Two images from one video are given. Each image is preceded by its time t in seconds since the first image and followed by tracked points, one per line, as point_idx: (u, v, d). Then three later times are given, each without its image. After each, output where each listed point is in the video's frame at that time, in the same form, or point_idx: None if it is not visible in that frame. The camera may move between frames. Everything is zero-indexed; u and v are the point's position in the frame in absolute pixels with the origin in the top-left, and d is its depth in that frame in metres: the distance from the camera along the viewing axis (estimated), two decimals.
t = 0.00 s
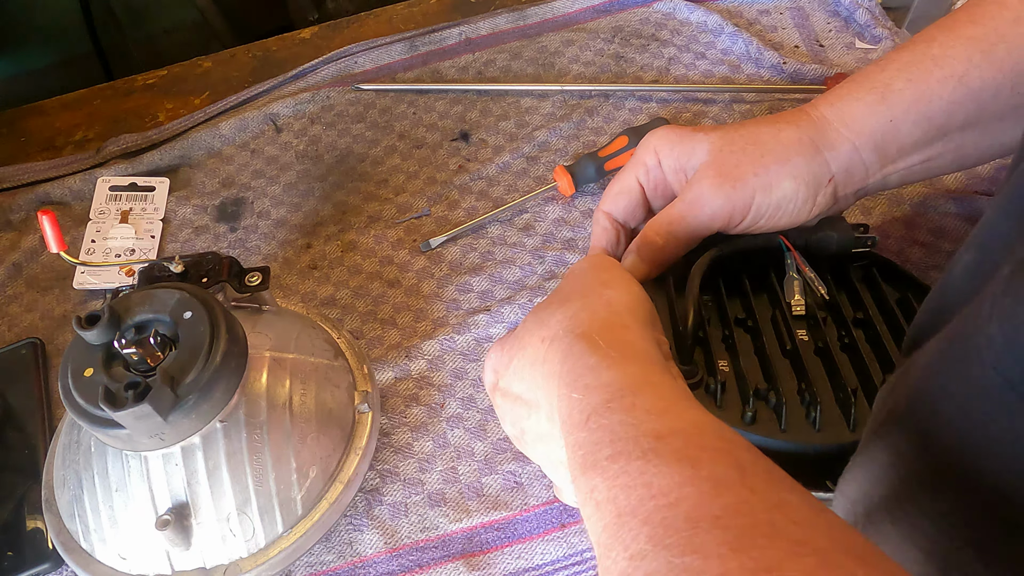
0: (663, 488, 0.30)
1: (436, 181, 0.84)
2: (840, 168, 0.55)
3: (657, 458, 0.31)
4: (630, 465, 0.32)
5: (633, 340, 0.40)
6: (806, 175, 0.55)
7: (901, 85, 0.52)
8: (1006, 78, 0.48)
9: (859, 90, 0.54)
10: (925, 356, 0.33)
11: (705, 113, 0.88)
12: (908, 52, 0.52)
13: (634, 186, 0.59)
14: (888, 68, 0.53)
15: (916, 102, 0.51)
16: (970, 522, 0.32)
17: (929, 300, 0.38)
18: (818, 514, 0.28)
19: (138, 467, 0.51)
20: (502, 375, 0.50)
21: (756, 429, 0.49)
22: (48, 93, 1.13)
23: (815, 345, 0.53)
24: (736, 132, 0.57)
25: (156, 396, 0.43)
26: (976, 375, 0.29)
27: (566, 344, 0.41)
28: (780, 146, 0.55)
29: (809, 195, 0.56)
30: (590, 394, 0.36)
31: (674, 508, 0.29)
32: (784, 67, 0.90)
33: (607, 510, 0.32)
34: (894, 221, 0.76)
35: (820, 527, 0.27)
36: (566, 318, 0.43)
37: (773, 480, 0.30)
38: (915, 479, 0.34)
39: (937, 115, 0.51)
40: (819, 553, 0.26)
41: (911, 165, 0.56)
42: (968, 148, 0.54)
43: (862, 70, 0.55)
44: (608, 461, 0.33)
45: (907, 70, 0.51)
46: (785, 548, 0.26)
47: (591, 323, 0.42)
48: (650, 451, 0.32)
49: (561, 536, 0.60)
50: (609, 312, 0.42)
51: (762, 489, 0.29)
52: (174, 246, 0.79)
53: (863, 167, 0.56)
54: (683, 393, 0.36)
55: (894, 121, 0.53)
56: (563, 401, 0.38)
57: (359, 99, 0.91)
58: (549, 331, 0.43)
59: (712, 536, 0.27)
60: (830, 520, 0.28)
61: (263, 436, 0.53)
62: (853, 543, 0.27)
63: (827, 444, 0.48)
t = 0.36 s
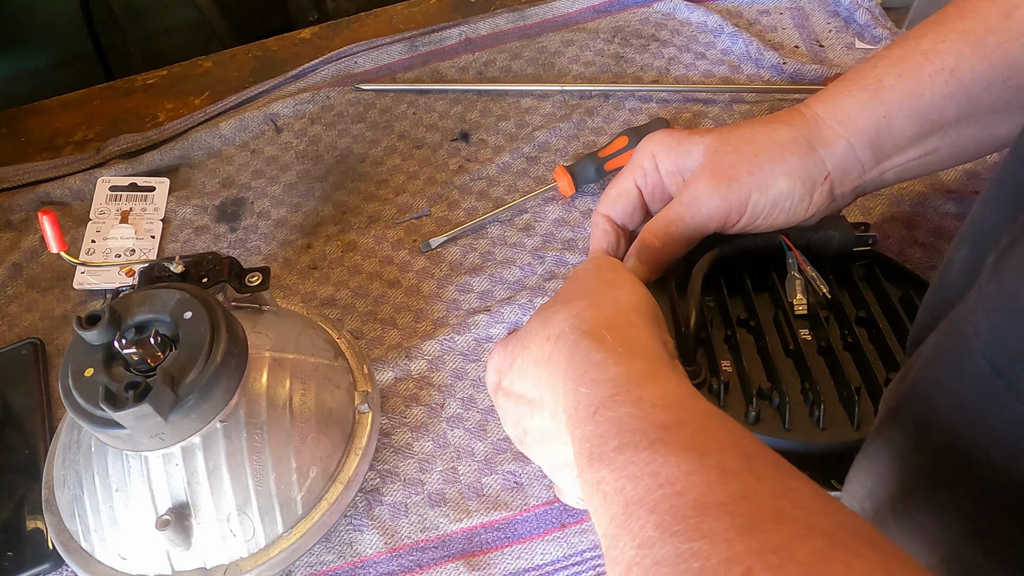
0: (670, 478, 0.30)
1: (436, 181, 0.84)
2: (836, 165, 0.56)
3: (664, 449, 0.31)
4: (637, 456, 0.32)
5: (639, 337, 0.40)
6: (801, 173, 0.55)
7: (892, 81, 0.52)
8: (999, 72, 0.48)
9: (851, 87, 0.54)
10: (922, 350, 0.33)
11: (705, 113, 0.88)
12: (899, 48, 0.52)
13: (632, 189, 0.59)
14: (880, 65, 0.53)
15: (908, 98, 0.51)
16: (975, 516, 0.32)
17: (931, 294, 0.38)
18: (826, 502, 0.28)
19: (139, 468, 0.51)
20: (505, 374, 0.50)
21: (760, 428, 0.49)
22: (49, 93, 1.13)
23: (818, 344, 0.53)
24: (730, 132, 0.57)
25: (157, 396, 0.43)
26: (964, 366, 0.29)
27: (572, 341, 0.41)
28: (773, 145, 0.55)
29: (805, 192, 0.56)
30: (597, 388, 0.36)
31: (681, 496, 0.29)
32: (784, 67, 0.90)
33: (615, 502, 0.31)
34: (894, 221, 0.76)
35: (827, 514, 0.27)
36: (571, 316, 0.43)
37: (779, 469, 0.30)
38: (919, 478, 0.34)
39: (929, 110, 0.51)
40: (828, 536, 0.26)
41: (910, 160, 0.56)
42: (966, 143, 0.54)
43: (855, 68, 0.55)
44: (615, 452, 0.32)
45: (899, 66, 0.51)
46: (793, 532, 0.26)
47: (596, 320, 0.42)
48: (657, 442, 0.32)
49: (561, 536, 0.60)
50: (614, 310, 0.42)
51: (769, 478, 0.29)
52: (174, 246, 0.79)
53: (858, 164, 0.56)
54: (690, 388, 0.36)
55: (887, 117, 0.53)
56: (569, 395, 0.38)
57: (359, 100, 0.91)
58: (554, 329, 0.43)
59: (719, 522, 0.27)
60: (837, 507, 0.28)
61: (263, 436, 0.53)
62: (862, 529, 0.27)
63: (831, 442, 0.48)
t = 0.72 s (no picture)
0: (681, 489, 0.30)
1: (436, 181, 0.84)
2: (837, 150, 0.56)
3: (675, 459, 0.31)
4: (648, 466, 0.31)
5: (647, 344, 0.40)
6: (801, 158, 0.56)
7: (893, 69, 0.51)
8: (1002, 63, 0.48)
9: (853, 75, 0.54)
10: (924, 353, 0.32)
11: (705, 113, 0.88)
12: (903, 38, 0.52)
13: (635, 188, 0.59)
14: (883, 53, 0.53)
15: (909, 85, 0.51)
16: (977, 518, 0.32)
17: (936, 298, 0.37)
18: (837, 515, 0.28)
19: (139, 468, 0.51)
20: (510, 378, 0.50)
21: (764, 433, 0.49)
22: (51, 95, 1.13)
23: (819, 347, 0.53)
24: (728, 125, 0.58)
25: (156, 396, 0.43)
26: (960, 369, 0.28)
27: (580, 347, 0.41)
28: (771, 133, 0.56)
29: (807, 175, 0.57)
30: (607, 396, 0.36)
31: (692, 509, 0.29)
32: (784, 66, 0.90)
33: (624, 511, 0.31)
34: (894, 221, 0.76)
35: (838, 527, 0.27)
36: (579, 321, 0.43)
37: (789, 480, 0.30)
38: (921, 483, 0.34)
39: (930, 99, 0.51)
40: (840, 550, 0.26)
41: (909, 152, 0.56)
42: (969, 135, 0.53)
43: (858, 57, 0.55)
44: (625, 461, 0.32)
45: (901, 55, 0.51)
46: (804, 545, 0.26)
47: (606, 326, 0.42)
48: (668, 451, 0.31)
49: (561, 536, 0.60)
50: (623, 316, 0.42)
51: (780, 490, 0.29)
52: (174, 246, 0.79)
53: (859, 150, 0.56)
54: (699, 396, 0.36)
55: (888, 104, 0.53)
56: (578, 402, 0.38)
57: (359, 99, 0.91)
58: (563, 334, 0.43)
59: (731, 535, 0.27)
60: (848, 521, 0.28)
61: (263, 436, 0.53)
62: (875, 543, 0.26)
63: (834, 447, 0.48)
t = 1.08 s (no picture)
0: (672, 493, 0.30)
1: (436, 180, 0.84)
2: (858, 142, 0.55)
3: (666, 462, 0.31)
4: (640, 470, 0.31)
5: (639, 348, 0.40)
6: (824, 147, 0.55)
7: (911, 60, 0.51)
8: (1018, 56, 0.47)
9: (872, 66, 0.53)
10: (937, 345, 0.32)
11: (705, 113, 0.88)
12: (919, 29, 0.51)
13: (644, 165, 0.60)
14: (899, 44, 0.52)
15: (928, 76, 0.50)
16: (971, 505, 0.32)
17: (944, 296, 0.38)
18: (829, 517, 0.28)
19: (137, 467, 0.51)
20: (505, 380, 0.50)
21: (761, 436, 0.49)
22: (52, 94, 1.13)
23: (818, 348, 0.53)
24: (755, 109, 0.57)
25: (156, 396, 0.43)
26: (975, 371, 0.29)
27: (572, 350, 0.41)
28: (796, 120, 0.55)
29: (826, 168, 0.56)
30: (598, 400, 0.36)
31: (684, 512, 0.29)
32: (785, 66, 0.90)
33: (617, 516, 0.31)
34: (894, 221, 0.76)
35: (829, 529, 0.27)
36: (571, 324, 0.43)
37: (781, 482, 0.30)
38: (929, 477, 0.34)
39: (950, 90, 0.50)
40: (833, 552, 0.26)
41: (929, 144, 0.55)
42: (984, 128, 0.52)
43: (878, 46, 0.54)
44: (616, 466, 0.32)
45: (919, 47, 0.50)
46: (797, 548, 0.26)
47: (598, 330, 0.42)
48: (659, 455, 0.31)
49: (561, 536, 0.60)
50: (615, 319, 0.43)
51: (773, 492, 0.29)
52: (174, 246, 0.79)
53: (879, 143, 0.55)
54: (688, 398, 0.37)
55: (909, 95, 0.52)
56: (568, 406, 0.38)
57: (359, 99, 0.91)
58: (554, 338, 0.43)
59: (724, 539, 0.27)
60: (841, 523, 0.28)
61: (263, 436, 0.53)
62: (865, 546, 0.27)
63: (831, 450, 0.48)
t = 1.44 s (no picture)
0: (681, 515, 0.30)
1: (436, 181, 0.84)
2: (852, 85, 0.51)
3: (674, 483, 0.31)
4: (647, 490, 0.32)
5: (644, 358, 0.40)
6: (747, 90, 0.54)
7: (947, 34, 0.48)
8: None
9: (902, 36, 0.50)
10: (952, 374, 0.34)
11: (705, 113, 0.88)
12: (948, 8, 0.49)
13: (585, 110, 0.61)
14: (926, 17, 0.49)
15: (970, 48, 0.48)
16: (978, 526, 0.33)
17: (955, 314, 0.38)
18: (837, 540, 0.28)
19: (138, 468, 0.51)
20: (507, 384, 0.49)
21: (764, 438, 0.49)
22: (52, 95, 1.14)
23: (820, 348, 0.53)
24: (667, 41, 0.53)
25: (156, 396, 0.43)
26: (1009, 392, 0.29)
27: (577, 360, 0.41)
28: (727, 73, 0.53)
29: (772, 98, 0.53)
30: (603, 414, 0.36)
31: (694, 535, 0.29)
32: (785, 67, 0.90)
33: (625, 535, 0.31)
34: (894, 221, 0.76)
35: (839, 555, 0.27)
36: (576, 331, 0.43)
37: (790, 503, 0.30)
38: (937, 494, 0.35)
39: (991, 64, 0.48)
40: None
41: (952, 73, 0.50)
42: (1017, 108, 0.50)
43: None
44: (623, 484, 0.33)
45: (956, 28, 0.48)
46: None
47: (602, 339, 0.42)
48: (666, 475, 0.32)
49: (561, 536, 0.60)
50: (619, 329, 0.42)
51: (780, 514, 0.29)
52: (174, 246, 0.79)
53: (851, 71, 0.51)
54: (693, 410, 0.37)
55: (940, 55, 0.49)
56: (574, 418, 0.38)
57: (359, 99, 0.91)
58: (557, 346, 0.44)
59: (734, 565, 0.27)
60: (850, 547, 0.28)
61: (263, 436, 0.53)
62: (873, 571, 0.27)
63: (833, 452, 0.48)
